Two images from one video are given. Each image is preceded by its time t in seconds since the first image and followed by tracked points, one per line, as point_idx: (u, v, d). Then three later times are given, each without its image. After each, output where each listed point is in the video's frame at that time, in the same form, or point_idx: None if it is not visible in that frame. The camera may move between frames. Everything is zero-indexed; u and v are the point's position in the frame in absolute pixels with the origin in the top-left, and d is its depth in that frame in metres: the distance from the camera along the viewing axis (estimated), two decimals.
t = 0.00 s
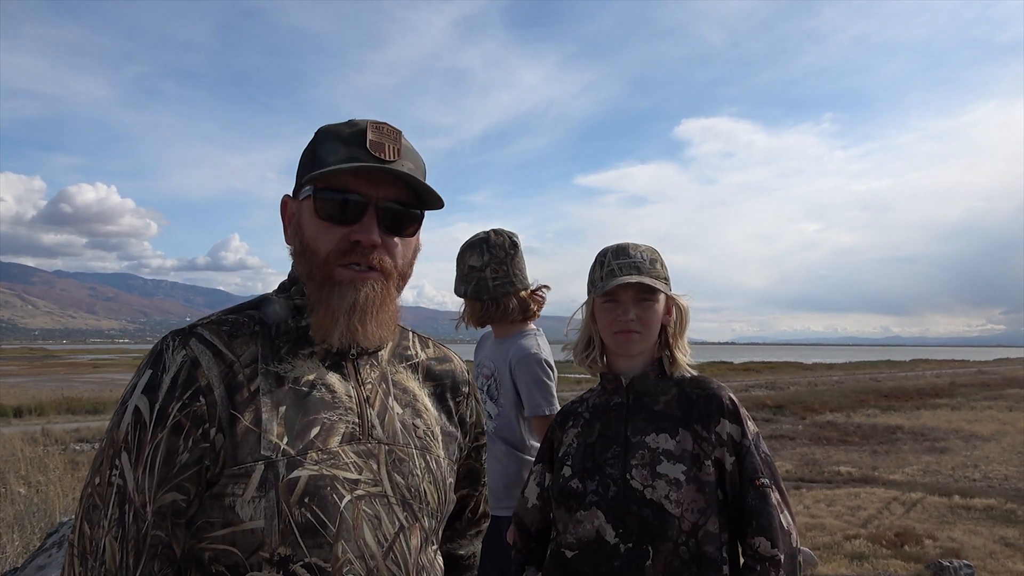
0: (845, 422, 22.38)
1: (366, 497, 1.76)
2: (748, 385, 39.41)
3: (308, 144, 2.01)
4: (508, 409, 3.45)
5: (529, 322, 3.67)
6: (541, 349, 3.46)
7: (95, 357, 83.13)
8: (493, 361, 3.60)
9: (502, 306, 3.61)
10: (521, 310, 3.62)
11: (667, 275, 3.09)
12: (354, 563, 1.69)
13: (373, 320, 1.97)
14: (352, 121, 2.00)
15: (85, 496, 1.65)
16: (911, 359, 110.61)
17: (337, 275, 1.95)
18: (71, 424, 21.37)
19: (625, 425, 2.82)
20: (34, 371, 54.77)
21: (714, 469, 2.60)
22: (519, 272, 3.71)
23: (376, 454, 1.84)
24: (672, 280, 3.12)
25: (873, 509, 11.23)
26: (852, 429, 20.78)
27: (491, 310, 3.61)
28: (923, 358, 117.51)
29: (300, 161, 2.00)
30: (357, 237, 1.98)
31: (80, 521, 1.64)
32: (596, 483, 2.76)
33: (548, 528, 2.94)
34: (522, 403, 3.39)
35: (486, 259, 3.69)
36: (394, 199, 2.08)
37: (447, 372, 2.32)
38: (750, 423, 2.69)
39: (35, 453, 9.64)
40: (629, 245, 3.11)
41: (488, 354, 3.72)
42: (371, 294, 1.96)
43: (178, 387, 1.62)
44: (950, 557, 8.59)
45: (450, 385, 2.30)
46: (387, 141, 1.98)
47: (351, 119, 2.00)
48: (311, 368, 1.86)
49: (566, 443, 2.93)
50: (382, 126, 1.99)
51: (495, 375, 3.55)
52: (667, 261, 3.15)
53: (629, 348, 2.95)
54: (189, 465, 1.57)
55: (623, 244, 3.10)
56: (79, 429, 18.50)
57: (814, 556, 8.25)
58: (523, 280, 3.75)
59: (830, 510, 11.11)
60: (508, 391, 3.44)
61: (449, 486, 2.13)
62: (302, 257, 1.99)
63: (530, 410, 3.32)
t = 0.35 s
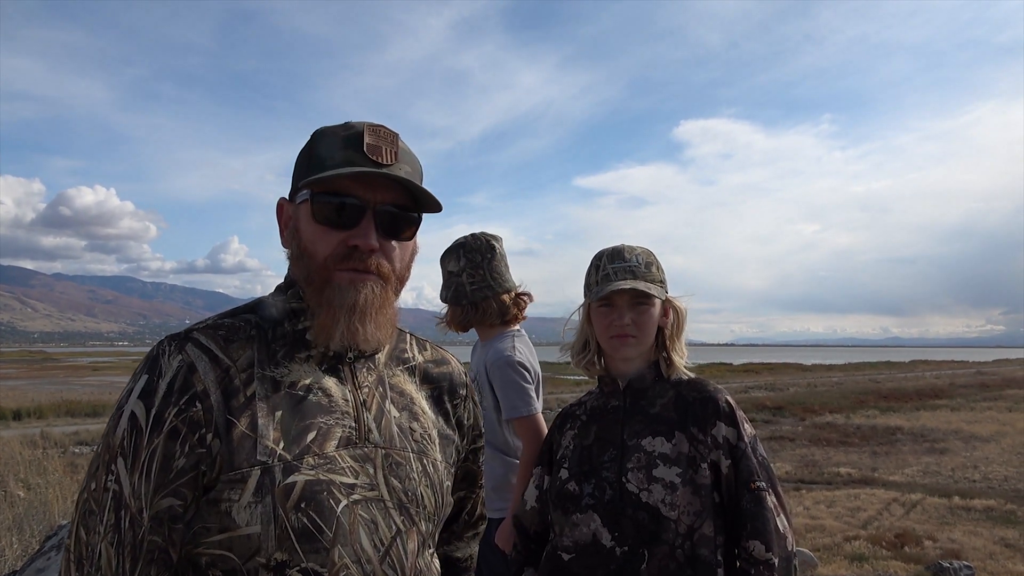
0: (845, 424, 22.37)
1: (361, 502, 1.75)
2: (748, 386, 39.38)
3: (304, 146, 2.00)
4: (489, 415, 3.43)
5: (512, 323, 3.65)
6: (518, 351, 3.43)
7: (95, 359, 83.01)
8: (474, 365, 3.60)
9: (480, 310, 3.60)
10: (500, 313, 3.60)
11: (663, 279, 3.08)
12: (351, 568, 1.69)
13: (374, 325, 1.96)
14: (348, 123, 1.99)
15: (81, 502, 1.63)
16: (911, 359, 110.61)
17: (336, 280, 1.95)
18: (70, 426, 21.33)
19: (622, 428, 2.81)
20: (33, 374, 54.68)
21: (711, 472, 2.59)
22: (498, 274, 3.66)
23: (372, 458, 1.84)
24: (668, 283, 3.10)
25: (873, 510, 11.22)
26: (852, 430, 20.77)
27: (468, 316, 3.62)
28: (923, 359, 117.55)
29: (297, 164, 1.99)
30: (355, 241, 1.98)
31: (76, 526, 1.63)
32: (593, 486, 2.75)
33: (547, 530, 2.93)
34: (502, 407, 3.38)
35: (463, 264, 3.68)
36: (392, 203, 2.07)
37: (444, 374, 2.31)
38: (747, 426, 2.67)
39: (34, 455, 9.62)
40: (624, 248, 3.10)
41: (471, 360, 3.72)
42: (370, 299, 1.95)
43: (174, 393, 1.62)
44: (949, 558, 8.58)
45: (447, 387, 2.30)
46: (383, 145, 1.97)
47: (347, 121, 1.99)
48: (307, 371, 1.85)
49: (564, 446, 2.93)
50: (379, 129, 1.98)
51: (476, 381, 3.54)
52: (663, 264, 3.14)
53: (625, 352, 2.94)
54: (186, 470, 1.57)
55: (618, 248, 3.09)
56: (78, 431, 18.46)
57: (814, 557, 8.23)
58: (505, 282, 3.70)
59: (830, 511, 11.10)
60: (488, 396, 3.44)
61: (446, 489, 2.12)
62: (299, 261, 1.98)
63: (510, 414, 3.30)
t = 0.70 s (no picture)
0: (845, 425, 22.36)
1: (361, 505, 1.76)
2: (748, 387, 39.36)
3: (301, 149, 1.98)
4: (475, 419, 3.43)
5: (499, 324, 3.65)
6: (502, 355, 3.42)
7: (94, 362, 82.96)
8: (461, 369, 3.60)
9: (466, 313, 3.61)
10: (486, 317, 3.60)
11: (662, 280, 3.09)
12: (351, 571, 1.69)
13: (379, 329, 2.00)
14: (346, 126, 2.00)
15: (78, 509, 1.62)
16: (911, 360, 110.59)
17: (345, 286, 1.95)
18: (69, 429, 21.30)
19: (620, 429, 2.82)
20: (33, 377, 54.68)
21: (709, 474, 2.60)
22: (482, 276, 3.64)
23: (370, 461, 1.84)
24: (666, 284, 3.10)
25: (873, 511, 11.22)
26: (852, 431, 20.77)
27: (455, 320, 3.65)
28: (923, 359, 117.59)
29: (296, 167, 1.97)
30: (363, 247, 1.99)
31: (73, 532, 1.62)
32: (591, 487, 2.76)
33: (544, 532, 2.93)
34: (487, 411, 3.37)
35: (447, 267, 3.68)
36: (394, 207, 2.09)
37: (436, 376, 2.32)
38: (745, 428, 2.68)
39: (33, 458, 9.62)
40: (623, 249, 3.10)
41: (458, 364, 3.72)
42: (378, 305, 1.97)
43: (176, 398, 1.61)
44: (949, 559, 8.59)
45: (440, 389, 2.31)
46: (386, 149, 2.00)
47: (345, 123, 1.99)
48: (308, 376, 1.85)
49: (562, 447, 2.93)
50: (379, 134, 2.00)
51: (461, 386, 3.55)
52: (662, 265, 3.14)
53: (624, 353, 2.94)
54: (188, 476, 1.57)
55: (618, 249, 3.09)
56: (79, 434, 18.46)
57: (814, 558, 8.23)
58: (491, 283, 3.68)
59: (829, 512, 11.10)
60: (474, 401, 3.44)
61: (439, 491, 2.13)
62: (302, 267, 1.96)
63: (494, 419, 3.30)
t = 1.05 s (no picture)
0: (844, 425, 22.38)
1: (359, 507, 1.76)
2: (747, 387, 39.38)
3: (296, 147, 1.97)
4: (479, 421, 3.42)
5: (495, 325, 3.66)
6: (506, 355, 3.42)
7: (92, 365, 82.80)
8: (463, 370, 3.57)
9: (467, 310, 3.58)
10: (485, 315, 3.60)
11: (661, 280, 3.08)
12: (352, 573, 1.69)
13: (380, 327, 2.00)
14: (341, 125, 1.99)
15: (71, 516, 1.60)
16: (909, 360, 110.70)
17: (344, 286, 1.95)
18: (69, 431, 21.29)
19: (619, 431, 2.81)
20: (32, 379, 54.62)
21: (708, 476, 2.59)
22: (483, 276, 3.69)
23: (368, 462, 1.84)
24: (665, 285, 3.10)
25: (873, 511, 11.21)
26: (851, 431, 20.79)
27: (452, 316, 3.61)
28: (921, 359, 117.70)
29: (291, 166, 1.96)
30: (360, 245, 1.98)
31: (67, 539, 1.61)
32: (590, 490, 2.75)
33: (542, 533, 2.92)
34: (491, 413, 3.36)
35: (447, 264, 3.67)
36: (390, 206, 2.10)
37: (430, 376, 2.32)
38: (744, 429, 2.68)
39: (31, 460, 9.59)
40: (622, 250, 3.10)
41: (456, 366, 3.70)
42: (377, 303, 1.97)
43: (173, 402, 1.60)
44: (948, 558, 8.59)
45: (434, 389, 2.31)
46: (381, 148, 2.00)
47: (340, 123, 1.99)
48: (305, 378, 1.85)
49: (560, 449, 2.93)
50: (375, 133, 2.01)
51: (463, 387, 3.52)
52: (661, 266, 3.13)
53: (624, 354, 2.93)
54: (185, 481, 1.56)
55: (616, 249, 3.09)
56: (77, 437, 18.43)
57: (813, 558, 8.22)
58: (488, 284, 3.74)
59: (829, 512, 11.10)
60: (479, 403, 3.41)
61: (435, 492, 2.13)
62: (298, 266, 1.95)
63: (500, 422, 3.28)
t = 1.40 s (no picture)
0: (843, 425, 22.40)
1: (361, 496, 1.76)
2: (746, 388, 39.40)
3: (274, 144, 1.98)
4: (508, 411, 3.47)
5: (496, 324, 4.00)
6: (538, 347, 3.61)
7: (92, 366, 82.46)
8: (489, 362, 3.58)
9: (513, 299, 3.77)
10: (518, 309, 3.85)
11: (655, 279, 3.08)
12: (357, 562, 1.70)
13: (373, 306, 2.01)
14: (316, 120, 2.01)
15: (77, 511, 1.61)
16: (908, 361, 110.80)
17: (336, 268, 1.96)
18: (68, 433, 21.27)
19: (618, 431, 2.81)
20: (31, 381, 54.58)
21: (707, 474, 2.60)
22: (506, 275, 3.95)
23: (368, 452, 1.85)
24: (660, 284, 3.09)
25: (871, 512, 11.22)
26: (850, 432, 20.81)
27: (506, 326, 3.74)
28: (920, 360, 117.78)
29: (272, 163, 1.96)
30: (349, 228, 2.00)
31: (72, 536, 1.61)
32: (589, 490, 2.76)
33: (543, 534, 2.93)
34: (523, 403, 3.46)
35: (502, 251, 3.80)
36: (375, 189, 2.11)
37: (426, 369, 2.34)
38: (743, 427, 2.68)
39: (29, 463, 9.57)
40: (616, 249, 3.10)
41: (469, 359, 3.69)
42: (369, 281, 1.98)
43: (175, 394, 1.61)
44: (947, 559, 8.59)
45: (430, 382, 2.33)
46: (360, 136, 2.02)
47: (314, 118, 2.01)
48: (301, 368, 1.86)
49: (560, 449, 2.93)
50: (351, 122, 2.02)
51: (490, 377, 3.56)
52: (656, 265, 3.13)
53: (619, 355, 2.93)
54: (190, 472, 1.56)
55: (610, 249, 3.09)
56: (76, 439, 18.39)
57: (812, 559, 8.23)
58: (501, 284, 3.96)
59: (828, 513, 11.10)
60: (511, 394, 3.49)
61: (434, 484, 2.14)
62: (290, 257, 1.96)
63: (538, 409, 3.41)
